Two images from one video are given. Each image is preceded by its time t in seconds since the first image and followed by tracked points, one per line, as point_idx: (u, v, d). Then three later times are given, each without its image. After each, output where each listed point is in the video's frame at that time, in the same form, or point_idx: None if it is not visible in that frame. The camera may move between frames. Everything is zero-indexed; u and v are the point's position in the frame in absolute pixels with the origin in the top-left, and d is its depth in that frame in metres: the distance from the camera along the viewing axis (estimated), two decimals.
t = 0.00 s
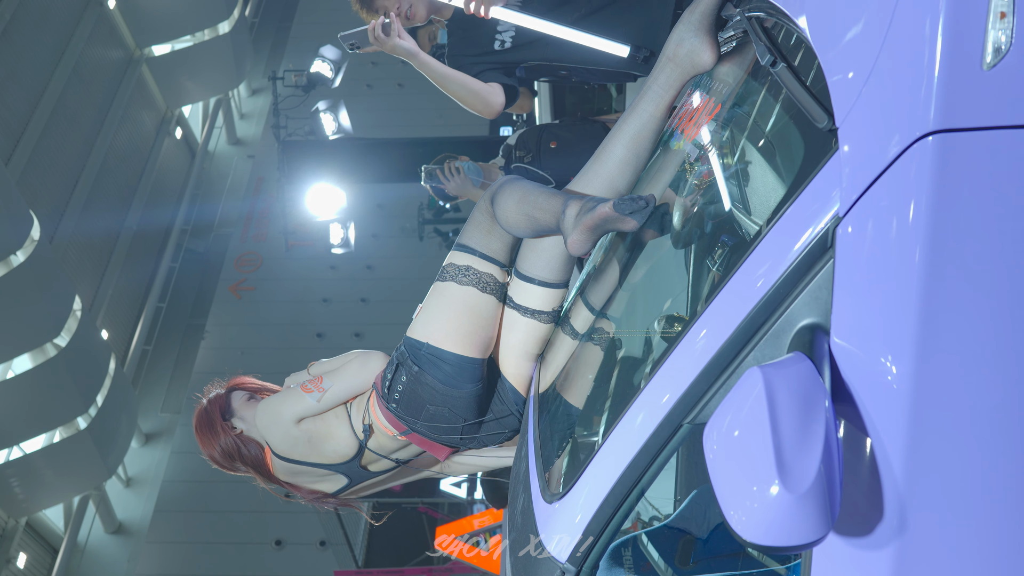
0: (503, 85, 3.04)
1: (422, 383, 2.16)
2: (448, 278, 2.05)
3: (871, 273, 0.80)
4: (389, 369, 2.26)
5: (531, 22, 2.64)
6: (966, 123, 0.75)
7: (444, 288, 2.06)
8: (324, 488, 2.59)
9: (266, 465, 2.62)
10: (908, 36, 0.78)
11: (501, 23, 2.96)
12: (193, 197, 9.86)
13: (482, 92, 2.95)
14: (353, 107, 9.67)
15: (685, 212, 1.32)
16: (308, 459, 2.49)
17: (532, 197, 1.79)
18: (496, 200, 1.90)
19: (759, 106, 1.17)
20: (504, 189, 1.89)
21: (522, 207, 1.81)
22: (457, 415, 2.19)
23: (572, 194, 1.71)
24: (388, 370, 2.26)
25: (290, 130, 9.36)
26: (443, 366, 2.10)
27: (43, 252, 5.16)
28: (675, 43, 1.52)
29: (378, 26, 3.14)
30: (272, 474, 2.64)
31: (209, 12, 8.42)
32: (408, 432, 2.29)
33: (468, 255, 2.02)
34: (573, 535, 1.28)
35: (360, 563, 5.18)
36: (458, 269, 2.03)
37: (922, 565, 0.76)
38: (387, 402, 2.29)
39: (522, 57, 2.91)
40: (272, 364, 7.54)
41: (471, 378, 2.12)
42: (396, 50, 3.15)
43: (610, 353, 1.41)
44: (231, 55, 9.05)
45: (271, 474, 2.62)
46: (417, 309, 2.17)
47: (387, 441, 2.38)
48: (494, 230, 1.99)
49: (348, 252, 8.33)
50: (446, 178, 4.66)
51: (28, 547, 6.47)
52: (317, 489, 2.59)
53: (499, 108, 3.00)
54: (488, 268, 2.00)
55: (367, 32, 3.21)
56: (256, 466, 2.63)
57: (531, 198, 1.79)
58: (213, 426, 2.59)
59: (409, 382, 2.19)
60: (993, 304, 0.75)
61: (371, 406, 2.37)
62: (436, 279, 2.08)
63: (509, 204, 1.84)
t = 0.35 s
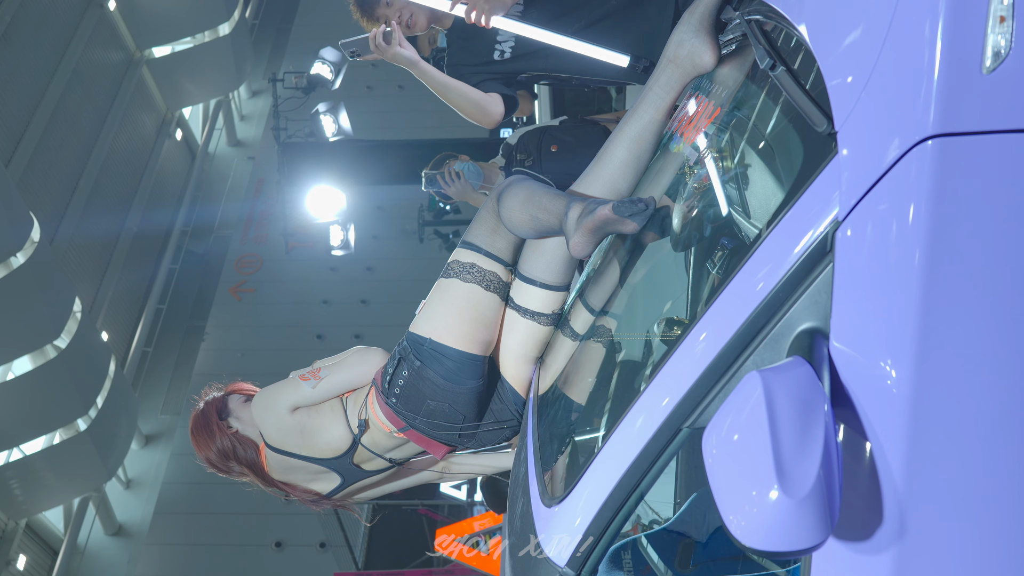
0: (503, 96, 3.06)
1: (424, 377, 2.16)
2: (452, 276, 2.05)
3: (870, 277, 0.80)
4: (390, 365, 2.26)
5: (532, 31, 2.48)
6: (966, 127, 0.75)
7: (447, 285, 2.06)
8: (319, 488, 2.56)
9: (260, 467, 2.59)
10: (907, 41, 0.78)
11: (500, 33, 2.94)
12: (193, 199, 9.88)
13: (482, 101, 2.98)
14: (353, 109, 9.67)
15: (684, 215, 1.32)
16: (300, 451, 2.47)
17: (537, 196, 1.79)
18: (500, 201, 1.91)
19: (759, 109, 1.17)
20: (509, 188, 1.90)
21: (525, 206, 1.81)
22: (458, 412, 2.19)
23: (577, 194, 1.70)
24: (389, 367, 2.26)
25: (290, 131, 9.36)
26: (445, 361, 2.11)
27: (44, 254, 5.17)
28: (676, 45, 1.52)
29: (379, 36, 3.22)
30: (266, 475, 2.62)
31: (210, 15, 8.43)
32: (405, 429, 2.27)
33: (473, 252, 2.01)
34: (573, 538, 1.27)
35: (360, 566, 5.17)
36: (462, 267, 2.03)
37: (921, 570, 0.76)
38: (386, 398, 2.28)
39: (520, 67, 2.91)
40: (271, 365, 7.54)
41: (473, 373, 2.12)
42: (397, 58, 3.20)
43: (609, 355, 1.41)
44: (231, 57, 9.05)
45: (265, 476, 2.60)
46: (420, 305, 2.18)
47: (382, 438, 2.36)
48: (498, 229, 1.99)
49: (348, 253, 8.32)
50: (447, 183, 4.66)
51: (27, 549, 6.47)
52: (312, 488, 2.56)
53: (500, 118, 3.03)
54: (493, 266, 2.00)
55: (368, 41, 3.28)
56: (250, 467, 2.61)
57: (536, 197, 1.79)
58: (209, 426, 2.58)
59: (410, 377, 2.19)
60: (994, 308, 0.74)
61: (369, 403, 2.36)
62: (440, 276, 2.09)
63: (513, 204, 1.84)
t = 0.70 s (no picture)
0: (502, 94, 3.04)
1: (425, 375, 2.16)
2: (454, 274, 2.06)
3: (870, 280, 0.80)
4: (392, 363, 2.26)
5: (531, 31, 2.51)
6: (967, 130, 0.75)
7: (449, 283, 2.07)
8: (317, 491, 2.57)
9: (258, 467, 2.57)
10: (907, 44, 0.78)
11: (499, 32, 2.95)
12: (194, 201, 9.89)
13: (482, 100, 2.96)
14: (353, 110, 9.67)
15: (685, 217, 1.32)
16: (298, 455, 2.47)
17: (542, 195, 1.79)
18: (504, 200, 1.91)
19: (759, 111, 1.17)
20: (514, 188, 1.90)
21: (529, 205, 1.81)
22: (459, 410, 2.18)
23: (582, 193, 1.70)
24: (391, 365, 2.27)
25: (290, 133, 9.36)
26: (446, 360, 2.10)
27: (44, 256, 5.16)
28: (677, 45, 1.52)
29: (380, 33, 3.16)
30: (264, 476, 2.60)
31: (211, 17, 8.43)
32: (405, 428, 2.27)
33: (476, 251, 2.02)
34: (572, 540, 1.27)
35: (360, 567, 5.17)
36: (465, 265, 2.04)
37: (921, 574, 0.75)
38: (387, 396, 2.28)
39: (520, 66, 2.91)
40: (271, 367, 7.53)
41: (475, 371, 2.11)
42: (397, 57, 3.14)
43: (609, 358, 1.41)
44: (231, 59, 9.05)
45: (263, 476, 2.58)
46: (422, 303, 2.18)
47: (380, 436, 2.35)
48: (501, 228, 1.99)
49: (348, 255, 8.31)
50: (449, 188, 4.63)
51: (27, 551, 6.47)
52: (310, 490, 2.57)
53: (500, 117, 3.02)
54: (496, 266, 2.00)
55: (368, 38, 3.22)
56: (247, 469, 2.58)
57: (540, 196, 1.80)
58: (207, 427, 2.55)
59: (412, 375, 2.19)
60: (994, 311, 0.74)
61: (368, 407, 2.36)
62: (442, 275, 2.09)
63: (517, 203, 1.85)
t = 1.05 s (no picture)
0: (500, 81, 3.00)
1: (426, 390, 2.14)
2: (451, 285, 2.04)
3: (870, 280, 0.80)
4: (389, 377, 2.25)
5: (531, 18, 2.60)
6: (966, 130, 0.75)
7: (446, 294, 2.05)
8: (320, 487, 2.56)
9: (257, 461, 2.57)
10: (907, 43, 0.79)
11: (499, 20, 2.98)
12: (194, 201, 9.90)
13: (481, 86, 2.91)
14: (353, 110, 9.67)
15: (685, 218, 1.32)
16: (303, 468, 2.47)
17: (539, 196, 1.79)
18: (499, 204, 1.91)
19: (759, 112, 1.17)
20: (509, 191, 1.90)
21: (526, 206, 1.81)
22: (462, 422, 2.15)
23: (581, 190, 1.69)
24: (389, 379, 2.25)
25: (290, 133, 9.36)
26: (446, 373, 2.07)
27: (44, 256, 5.15)
28: (678, 44, 1.52)
29: (380, 18, 3.03)
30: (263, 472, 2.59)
31: (211, 17, 8.42)
32: (409, 439, 2.28)
33: (469, 260, 2.01)
34: (573, 540, 1.27)
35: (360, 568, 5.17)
36: (461, 274, 2.02)
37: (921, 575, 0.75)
38: (388, 409, 2.26)
39: (520, 53, 2.93)
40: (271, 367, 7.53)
41: (475, 384, 2.08)
42: (397, 43, 3.01)
43: (609, 358, 1.41)
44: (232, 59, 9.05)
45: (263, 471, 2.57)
46: (418, 316, 2.16)
47: (386, 448, 2.36)
48: (497, 232, 1.99)
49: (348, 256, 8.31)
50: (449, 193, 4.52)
51: (28, 551, 6.47)
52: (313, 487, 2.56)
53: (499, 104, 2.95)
54: (490, 272, 2.00)
55: (367, 24, 3.11)
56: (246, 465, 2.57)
57: (538, 196, 1.79)
58: (206, 425, 2.57)
59: (412, 390, 2.17)
60: (994, 312, 0.74)
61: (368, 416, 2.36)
62: (438, 287, 2.08)
63: (514, 205, 1.84)
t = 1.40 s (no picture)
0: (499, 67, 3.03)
1: (426, 397, 2.13)
2: (450, 290, 2.04)
3: (871, 281, 0.80)
4: (389, 385, 2.25)
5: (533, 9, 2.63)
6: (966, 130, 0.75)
7: (445, 300, 2.05)
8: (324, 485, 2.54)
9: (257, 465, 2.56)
10: (907, 43, 0.79)
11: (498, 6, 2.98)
12: (194, 201, 9.90)
13: (481, 74, 2.95)
14: (353, 111, 9.67)
15: (686, 218, 1.32)
16: (309, 476, 2.49)
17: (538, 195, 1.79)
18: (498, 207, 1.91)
19: (759, 112, 1.17)
20: (508, 192, 1.90)
21: (525, 206, 1.81)
22: (463, 429, 2.14)
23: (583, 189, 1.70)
24: (388, 386, 2.25)
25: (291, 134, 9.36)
26: (446, 381, 2.07)
27: (44, 257, 5.15)
28: (678, 45, 1.53)
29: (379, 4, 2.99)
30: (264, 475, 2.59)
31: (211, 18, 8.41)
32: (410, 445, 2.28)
33: (467, 265, 2.02)
34: (573, 540, 1.27)
35: (360, 568, 5.17)
36: (460, 279, 2.02)
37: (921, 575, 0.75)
38: (388, 416, 2.27)
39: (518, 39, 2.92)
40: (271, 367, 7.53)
41: (475, 391, 2.07)
42: (395, 30, 3.00)
43: (609, 358, 1.41)
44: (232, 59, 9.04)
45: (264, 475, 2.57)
46: (416, 322, 2.16)
47: (386, 450, 2.37)
48: (494, 234, 1.98)
49: (348, 256, 8.30)
50: (450, 193, 4.56)
51: (28, 551, 6.48)
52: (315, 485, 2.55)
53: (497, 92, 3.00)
54: (489, 276, 2.00)
55: (366, 8, 3.04)
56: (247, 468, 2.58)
57: (537, 196, 1.79)
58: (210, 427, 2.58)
59: (412, 398, 2.17)
60: (994, 311, 0.74)
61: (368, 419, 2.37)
62: (437, 292, 2.08)
63: (513, 207, 1.84)
